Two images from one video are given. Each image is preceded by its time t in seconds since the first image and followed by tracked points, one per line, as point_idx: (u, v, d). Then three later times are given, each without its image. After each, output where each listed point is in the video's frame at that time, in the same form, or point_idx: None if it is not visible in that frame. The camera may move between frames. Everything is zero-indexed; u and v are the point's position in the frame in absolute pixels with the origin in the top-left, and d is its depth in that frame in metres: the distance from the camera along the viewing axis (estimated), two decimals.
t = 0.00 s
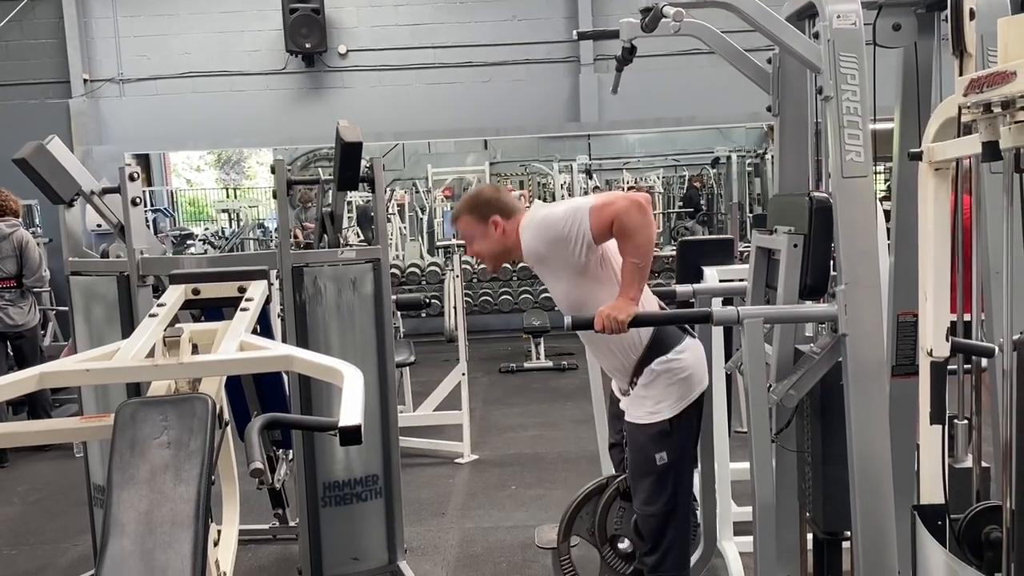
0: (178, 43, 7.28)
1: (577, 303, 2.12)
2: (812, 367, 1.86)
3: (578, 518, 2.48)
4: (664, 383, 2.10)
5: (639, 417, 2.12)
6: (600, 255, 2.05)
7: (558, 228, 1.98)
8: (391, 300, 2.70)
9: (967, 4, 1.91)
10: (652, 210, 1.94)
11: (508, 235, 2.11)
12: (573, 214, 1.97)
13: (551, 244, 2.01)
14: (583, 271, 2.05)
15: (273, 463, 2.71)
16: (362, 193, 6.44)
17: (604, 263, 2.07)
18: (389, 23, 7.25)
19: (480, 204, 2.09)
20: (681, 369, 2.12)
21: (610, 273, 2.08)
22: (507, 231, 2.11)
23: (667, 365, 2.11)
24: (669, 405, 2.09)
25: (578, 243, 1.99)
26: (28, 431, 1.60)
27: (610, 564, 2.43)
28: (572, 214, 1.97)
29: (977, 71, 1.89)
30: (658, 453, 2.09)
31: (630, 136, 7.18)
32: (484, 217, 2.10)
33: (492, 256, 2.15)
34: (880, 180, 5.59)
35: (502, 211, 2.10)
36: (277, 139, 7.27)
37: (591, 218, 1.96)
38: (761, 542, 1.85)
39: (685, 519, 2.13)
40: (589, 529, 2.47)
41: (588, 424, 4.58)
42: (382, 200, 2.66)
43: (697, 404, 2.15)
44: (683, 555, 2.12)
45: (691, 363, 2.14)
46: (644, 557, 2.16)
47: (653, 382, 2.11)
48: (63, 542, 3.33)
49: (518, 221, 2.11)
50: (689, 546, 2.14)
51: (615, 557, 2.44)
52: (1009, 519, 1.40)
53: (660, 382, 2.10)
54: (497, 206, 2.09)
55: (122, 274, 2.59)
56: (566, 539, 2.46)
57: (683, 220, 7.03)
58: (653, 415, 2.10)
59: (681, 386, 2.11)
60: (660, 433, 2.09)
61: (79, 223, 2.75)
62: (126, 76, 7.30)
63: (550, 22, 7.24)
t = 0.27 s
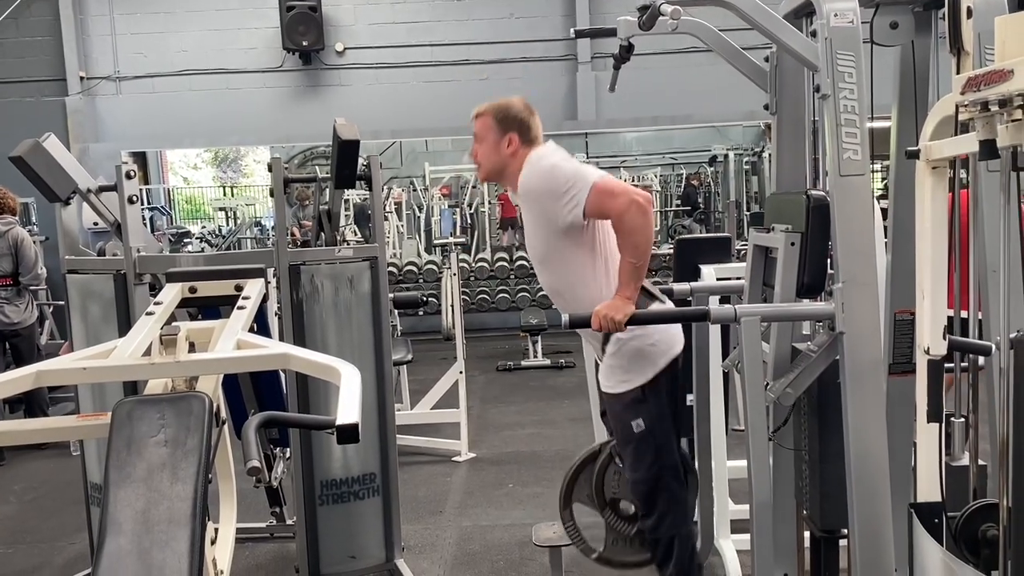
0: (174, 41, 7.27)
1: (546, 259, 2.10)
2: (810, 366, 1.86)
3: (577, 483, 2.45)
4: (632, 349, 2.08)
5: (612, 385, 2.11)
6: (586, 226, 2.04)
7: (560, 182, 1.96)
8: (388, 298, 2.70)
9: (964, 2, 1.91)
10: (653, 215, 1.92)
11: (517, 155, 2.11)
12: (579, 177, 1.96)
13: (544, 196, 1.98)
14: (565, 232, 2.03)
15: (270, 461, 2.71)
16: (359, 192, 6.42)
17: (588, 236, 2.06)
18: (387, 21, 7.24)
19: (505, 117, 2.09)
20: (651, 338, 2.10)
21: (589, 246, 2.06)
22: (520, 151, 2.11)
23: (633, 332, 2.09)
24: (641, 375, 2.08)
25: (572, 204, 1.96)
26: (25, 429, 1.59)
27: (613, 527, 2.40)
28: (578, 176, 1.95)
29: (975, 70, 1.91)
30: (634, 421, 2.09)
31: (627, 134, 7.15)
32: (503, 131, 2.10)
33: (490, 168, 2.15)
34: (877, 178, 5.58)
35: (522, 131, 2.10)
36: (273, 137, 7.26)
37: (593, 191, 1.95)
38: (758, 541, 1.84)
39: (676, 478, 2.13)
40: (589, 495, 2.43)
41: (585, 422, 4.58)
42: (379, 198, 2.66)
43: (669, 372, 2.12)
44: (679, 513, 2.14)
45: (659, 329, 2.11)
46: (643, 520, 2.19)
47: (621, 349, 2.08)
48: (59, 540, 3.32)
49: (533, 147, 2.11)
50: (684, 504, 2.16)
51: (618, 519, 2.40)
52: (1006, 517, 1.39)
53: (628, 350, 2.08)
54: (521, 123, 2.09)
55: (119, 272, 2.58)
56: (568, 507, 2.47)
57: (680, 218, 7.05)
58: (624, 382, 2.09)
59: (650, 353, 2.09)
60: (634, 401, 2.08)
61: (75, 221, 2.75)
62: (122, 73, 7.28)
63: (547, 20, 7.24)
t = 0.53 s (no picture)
0: (170, 39, 7.25)
1: (533, 200, 2.08)
2: (805, 365, 1.86)
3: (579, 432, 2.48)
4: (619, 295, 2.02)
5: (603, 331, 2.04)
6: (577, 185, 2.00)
7: (557, 136, 1.92)
8: (385, 297, 2.70)
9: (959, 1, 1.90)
10: (630, 212, 1.90)
11: (521, 90, 2.07)
12: (577, 138, 1.91)
13: (543, 139, 1.94)
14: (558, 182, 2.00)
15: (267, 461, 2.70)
16: (356, 190, 6.42)
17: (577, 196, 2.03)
18: (383, 19, 7.24)
19: (503, 52, 2.04)
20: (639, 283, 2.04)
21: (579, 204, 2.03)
22: (522, 87, 2.08)
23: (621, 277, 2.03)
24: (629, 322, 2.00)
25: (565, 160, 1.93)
26: (19, 428, 1.58)
27: (617, 470, 2.47)
28: (575, 137, 1.91)
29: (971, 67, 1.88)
30: (625, 366, 2.02)
31: (624, 132, 7.14)
32: (501, 66, 2.06)
33: (498, 107, 2.11)
34: (873, 177, 5.59)
35: (520, 68, 2.06)
36: (270, 136, 7.25)
37: (582, 166, 1.91)
38: (755, 539, 1.84)
39: (674, 419, 2.04)
40: (591, 442, 2.47)
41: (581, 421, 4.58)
42: (375, 197, 2.65)
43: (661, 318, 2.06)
44: (684, 454, 2.02)
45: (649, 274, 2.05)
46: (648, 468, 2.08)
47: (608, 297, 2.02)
48: (55, 539, 3.32)
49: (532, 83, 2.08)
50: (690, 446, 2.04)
51: (621, 463, 2.46)
52: (1001, 516, 1.39)
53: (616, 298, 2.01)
54: (519, 58, 2.05)
55: (115, 271, 2.57)
56: (570, 455, 2.47)
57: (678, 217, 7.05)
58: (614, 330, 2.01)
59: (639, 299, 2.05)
60: (625, 346, 2.01)
61: (71, 221, 2.74)
62: (118, 72, 7.27)
63: (544, 19, 7.24)
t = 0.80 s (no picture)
0: (166, 37, 7.23)
1: (540, 221, 2.09)
2: (801, 364, 1.86)
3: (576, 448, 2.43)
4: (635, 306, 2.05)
5: (615, 345, 2.06)
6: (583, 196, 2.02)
7: (559, 151, 1.93)
8: (381, 296, 2.69)
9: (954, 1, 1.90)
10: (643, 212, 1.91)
11: (501, 135, 2.08)
12: (579, 150, 1.93)
13: (544, 157, 1.95)
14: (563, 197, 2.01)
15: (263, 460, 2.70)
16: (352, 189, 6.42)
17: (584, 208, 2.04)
18: (380, 18, 7.23)
19: (466, 110, 2.07)
20: (649, 294, 2.07)
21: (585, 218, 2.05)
22: (500, 131, 2.09)
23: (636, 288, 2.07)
24: (641, 334, 2.04)
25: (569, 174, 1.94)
26: (16, 428, 1.58)
27: (612, 487, 2.44)
28: (578, 149, 1.93)
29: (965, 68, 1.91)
30: (638, 377, 2.05)
31: (621, 131, 7.15)
32: (471, 123, 2.08)
33: (495, 160, 2.12)
34: (869, 176, 5.61)
35: (489, 115, 2.08)
36: (266, 134, 7.23)
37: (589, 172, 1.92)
38: (751, 538, 1.85)
39: (681, 435, 2.08)
40: (588, 459, 2.42)
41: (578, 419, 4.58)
42: (372, 196, 2.65)
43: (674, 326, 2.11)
44: (687, 470, 2.06)
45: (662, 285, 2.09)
46: (649, 481, 2.11)
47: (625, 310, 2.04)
48: (51, 539, 3.31)
49: (507, 122, 2.09)
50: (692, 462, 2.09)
51: (616, 480, 2.43)
52: (996, 515, 1.40)
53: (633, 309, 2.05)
54: (484, 109, 2.08)
55: (110, 271, 2.57)
56: (567, 473, 2.43)
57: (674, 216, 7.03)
58: (625, 343, 2.05)
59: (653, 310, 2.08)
60: (639, 357, 2.05)
61: (67, 220, 2.73)
62: (114, 71, 7.24)
63: (541, 17, 7.22)
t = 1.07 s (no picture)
0: (162, 37, 7.22)
1: (555, 276, 2.14)
2: (798, 363, 1.86)
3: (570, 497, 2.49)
4: (646, 358, 2.10)
5: (625, 394, 2.13)
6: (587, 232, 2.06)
7: (551, 198, 1.99)
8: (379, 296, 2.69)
9: None
10: (648, 210, 1.92)
11: (495, 214, 2.09)
12: (569, 187, 1.98)
13: (540, 212, 2.01)
14: (570, 243, 2.06)
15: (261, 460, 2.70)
16: (349, 188, 6.41)
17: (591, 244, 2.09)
18: (377, 17, 7.22)
19: (455, 200, 2.09)
20: (661, 345, 2.13)
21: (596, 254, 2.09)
22: (492, 211, 2.09)
23: (648, 341, 2.11)
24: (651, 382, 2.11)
25: (569, 216, 1.99)
26: (13, 428, 1.58)
27: (605, 537, 2.46)
28: (568, 188, 1.98)
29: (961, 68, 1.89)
30: (645, 428, 2.12)
31: (618, 130, 7.16)
32: (464, 209, 2.09)
33: (499, 236, 2.12)
34: (865, 175, 5.62)
35: (480, 198, 2.10)
36: (263, 134, 7.23)
37: (585, 200, 1.97)
38: (749, 537, 1.85)
39: (681, 488, 2.17)
40: (582, 507, 2.48)
41: (576, 419, 4.59)
42: (369, 196, 2.64)
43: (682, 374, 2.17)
44: (683, 524, 2.18)
45: (671, 337, 2.15)
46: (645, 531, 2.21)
47: (636, 361, 2.11)
48: (49, 540, 3.31)
49: (499, 199, 2.10)
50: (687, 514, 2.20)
51: (610, 530, 2.46)
52: (992, 513, 1.40)
53: (643, 358, 2.10)
54: (473, 193, 2.09)
55: (108, 271, 2.56)
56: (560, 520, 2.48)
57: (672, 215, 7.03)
58: (637, 392, 2.12)
59: (664, 361, 2.13)
60: (648, 408, 2.12)
61: (63, 220, 2.72)
62: (111, 70, 7.23)
63: (538, 16, 7.23)
